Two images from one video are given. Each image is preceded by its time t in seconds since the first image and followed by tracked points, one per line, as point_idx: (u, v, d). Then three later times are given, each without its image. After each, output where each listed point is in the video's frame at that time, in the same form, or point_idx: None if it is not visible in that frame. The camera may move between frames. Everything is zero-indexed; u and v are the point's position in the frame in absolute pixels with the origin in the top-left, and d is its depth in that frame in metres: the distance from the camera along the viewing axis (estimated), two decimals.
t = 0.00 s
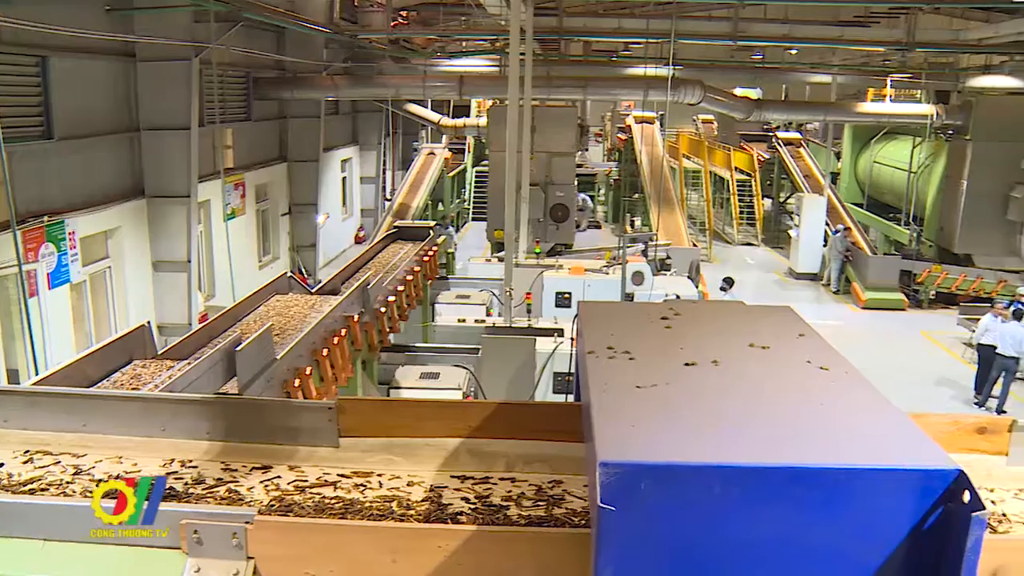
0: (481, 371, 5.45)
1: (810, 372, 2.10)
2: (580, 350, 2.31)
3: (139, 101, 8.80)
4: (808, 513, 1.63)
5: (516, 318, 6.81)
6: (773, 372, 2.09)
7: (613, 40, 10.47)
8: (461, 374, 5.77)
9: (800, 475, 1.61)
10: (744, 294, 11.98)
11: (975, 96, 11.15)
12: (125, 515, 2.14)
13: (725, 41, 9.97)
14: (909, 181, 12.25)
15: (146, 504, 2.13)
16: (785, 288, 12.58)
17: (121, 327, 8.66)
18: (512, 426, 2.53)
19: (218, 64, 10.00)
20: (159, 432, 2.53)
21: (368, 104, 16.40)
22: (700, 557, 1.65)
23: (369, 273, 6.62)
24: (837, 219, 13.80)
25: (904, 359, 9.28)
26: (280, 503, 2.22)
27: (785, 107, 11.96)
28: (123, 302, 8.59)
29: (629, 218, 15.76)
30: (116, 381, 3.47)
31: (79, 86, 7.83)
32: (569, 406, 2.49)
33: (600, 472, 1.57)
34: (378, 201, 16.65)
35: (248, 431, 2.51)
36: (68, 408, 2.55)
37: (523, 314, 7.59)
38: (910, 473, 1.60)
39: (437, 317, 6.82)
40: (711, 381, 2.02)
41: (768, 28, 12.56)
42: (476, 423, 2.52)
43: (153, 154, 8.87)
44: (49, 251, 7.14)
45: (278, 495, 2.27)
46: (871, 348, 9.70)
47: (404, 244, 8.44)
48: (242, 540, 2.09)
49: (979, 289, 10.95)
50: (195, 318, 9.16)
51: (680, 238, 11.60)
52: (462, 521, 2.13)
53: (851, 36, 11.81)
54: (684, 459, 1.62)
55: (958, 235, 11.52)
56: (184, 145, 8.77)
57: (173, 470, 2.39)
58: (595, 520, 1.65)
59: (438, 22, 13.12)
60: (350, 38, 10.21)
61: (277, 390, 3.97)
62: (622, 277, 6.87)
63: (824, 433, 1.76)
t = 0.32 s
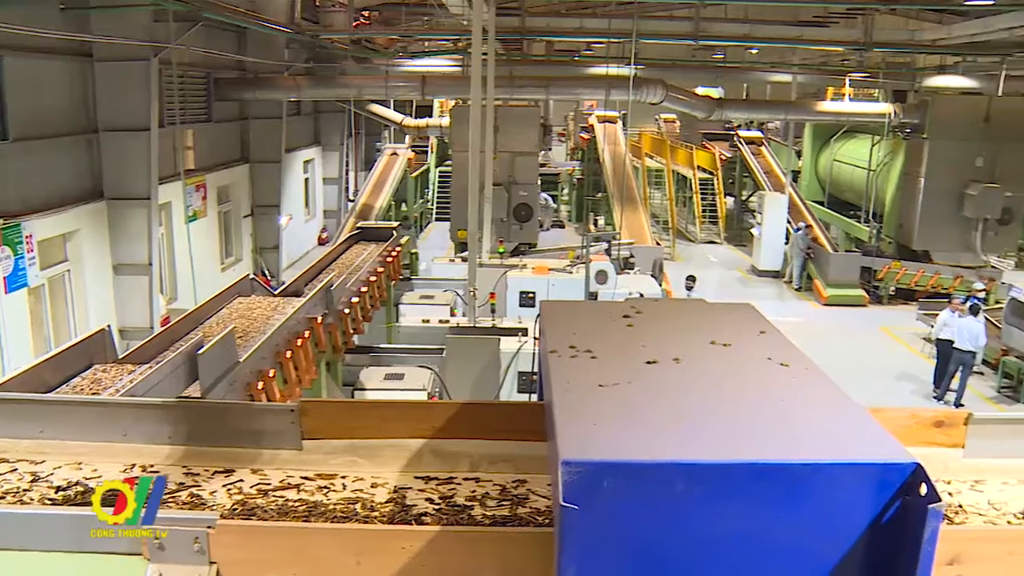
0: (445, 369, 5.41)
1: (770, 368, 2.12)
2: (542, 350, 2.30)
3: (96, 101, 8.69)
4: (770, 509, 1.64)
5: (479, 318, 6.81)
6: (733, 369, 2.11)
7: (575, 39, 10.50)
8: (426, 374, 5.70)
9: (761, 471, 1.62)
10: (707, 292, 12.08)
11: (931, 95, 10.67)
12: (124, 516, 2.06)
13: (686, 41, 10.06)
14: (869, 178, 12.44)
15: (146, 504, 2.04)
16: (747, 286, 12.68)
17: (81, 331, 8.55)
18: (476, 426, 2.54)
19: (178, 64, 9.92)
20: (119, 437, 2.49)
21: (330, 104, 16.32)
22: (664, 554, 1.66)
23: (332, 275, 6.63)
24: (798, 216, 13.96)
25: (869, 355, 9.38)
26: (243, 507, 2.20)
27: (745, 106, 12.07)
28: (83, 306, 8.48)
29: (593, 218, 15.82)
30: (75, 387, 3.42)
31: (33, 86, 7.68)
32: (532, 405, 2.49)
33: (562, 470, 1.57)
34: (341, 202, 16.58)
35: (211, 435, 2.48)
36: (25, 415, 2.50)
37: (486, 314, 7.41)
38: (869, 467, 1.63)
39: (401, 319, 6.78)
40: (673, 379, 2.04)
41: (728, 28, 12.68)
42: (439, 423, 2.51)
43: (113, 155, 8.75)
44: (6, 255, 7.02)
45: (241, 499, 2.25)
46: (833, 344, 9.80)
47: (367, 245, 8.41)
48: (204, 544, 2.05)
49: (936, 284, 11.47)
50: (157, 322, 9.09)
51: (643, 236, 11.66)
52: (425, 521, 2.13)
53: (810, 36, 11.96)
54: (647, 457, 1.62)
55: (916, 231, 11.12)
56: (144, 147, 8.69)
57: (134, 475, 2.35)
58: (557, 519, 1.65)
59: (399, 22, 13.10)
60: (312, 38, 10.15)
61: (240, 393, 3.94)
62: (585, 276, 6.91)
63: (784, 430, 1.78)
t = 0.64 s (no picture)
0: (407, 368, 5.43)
1: (727, 364, 2.13)
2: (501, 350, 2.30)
3: (51, 102, 8.58)
4: (729, 504, 1.66)
5: (442, 319, 6.80)
6: (691, 366, 2.12)
7: (535, 40, 10.55)
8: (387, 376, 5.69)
9: (719, 467, 1.64)
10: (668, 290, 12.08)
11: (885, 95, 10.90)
12: (125, 516, 2.03)
13: (646, 41, 10.14)
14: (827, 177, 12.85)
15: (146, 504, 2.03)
16: (706, 284, 12.70)
17: (37, 336, 8.42)
18: (436, 425, 2.50)
19: (134, 66, 9.80)
20: (76, 444, 2.45)
21: (290, 105, 16.17)
22: (625, 552, 1.67)
23: (292, 277, 6.59)
24: (758, 215, 14.05)
25: (833, 352, 9.48)
26: (202, 512, 2.18)
27: (704, 105, 12.13)
28: (38, 310, 8.35)
29: (556, 218, 15.77)
30: (31, 394, 3.37)
31: None
32: (491, 406, 2.48)
33: (521, 470, 1.57)
34: (301, 204, 16.48)
35: (170, 440, 2.44)
36: None
37: (447, 314, 7.42)
38: (825, 461, 1.65)
39: (362, 320, 6.74)
40: (630, 377, 2.05)
41: (686, 28, 12.77)
42: (398, 426, 2.50)
43: (69, 158, 8.63)
44: None
45: (200, 504, 2.22)
46: (795, 340, 9.88)
47: (327, 247, 8.35)
48: (162, 551, 2.03)
49: (892, 281, 11.62)
50: (116, 326, 9.00)
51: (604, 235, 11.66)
52: (387, 523, 2.12)
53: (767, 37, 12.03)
54: (607, 456, 1.63)
55: (872, 229, 11.32)
56: (101, 149, 8.60)
57: (92, 482, 2.32)
58: (517, 519, 1.65)
59: (359, 22, 13.07)
60: (270, 39, 10.08)
61: (200, 397, 3.93)
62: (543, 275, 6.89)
63: (742, 426, 1.80)
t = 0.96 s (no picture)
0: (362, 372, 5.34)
1: (680, 362, 2.15)
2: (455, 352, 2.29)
3: None
4: (684, 501, 1.67)
5: (398, 321, 6.78)
6: (645, 365, 2.13)
7: (489, 40, 10.59)
8: (344, 379, 5.64)
9: (672, 465, 1.64)
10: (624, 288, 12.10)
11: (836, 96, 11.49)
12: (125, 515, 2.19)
13: (600, 41, 10.23)
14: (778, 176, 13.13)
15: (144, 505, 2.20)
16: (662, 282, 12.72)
17: None
18: (390, 426, 2.42)
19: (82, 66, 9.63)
20: (24, 453, 2.40)
21: (243, 107, 16.02)
22: (580, 550, 1.67)
23: (246, 280, 6.53)
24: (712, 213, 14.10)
25: (790, 348, 9.60)
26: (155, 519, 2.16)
27: (658, 105, 12.16)
28: None
29: (509, 218, 15.74)
30: None
31: None
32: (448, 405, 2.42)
33: (474, 471, 1.56)
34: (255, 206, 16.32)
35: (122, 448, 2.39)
36: None
37: (403, 316, 7.60)
38: (777, 458, 1.67)
39: (320, 324, 6.74)
40: (584, 377, 2.05)
41: (639, 28, 12.85)
42: (353, 428, 2.43)
43: (16, 160, 8.45)
44: None
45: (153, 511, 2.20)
46: (750, 337, 9.99)
47: (283, 249, 8.27)
48: (114, 560, 1.99)
49: (845, 278, 11.64)
50: (66, 332, 8.86)
51: (560, 235, 11.68)
52: (343, 527, 2.11)
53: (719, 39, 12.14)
54: (561, 455, 1.63)
55: (824, 226, 11.88)
56: (50, 152, 8.45)
57: (40, 492, 2.31)
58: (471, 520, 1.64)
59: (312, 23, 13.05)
60: (222, 40, 9.98)
61: (154, 403, 3.90)
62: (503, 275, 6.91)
63: (698, 423, 1.82)
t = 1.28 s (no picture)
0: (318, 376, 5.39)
1: (633, 361, 2.16)
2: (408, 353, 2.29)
3: None
4: (638, 498, 1.68)
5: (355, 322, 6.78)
6: (598, 364, 2.14)
7: (442, 41, 10.61)
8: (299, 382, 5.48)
9: (626, 462, 1.65)
10: (579, 288, 12.15)
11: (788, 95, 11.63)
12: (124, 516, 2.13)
13: (553, 40, 10.30)
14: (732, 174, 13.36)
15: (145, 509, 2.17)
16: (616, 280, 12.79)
17: None
18: (338, 428, 2.45)
19: (29, 66, 9.39)
20: None
21: (195, 108, 15.82)
22: (536, 549, 1.67)
23: (200, 283, 6.47)
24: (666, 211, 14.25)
25: (749, 345, 9.68)
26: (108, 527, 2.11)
27: (612, 104, 12.26)
28: None
29: (465, 218, 15.64)
30: None
31: None
32: (401, 408, 2.44)
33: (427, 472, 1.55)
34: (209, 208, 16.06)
35: (72, 454, 2.34)
36: None
37: (359, 318, 7.54)
38: (731, 454, 1.69)
39: (275, 325, 6.70)
40: (537, 376, 2.05)
41: (593, 29, 12.90)
42: (307, 432, 2.44)
43: None
44: None
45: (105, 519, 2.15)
46: (707, 334, 10.09)
47: (237, 252, 8.21)
48: (63, 570, 1.97)
49: (799, 274, 12.00)
50: (11, 339, 8.65)
51: (515, 235, 11.69)
52: (298, 531, 2.09)
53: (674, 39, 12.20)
54: (515, 455, 1.62)
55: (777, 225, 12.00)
56: None
57: None
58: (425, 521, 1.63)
59: (265, 23, 12.95)
60: (173, 41, 9.85)
61: (104, 410, 3.87)
62: (459, 276, 6.87)
63: (652, 420, 1.83)
